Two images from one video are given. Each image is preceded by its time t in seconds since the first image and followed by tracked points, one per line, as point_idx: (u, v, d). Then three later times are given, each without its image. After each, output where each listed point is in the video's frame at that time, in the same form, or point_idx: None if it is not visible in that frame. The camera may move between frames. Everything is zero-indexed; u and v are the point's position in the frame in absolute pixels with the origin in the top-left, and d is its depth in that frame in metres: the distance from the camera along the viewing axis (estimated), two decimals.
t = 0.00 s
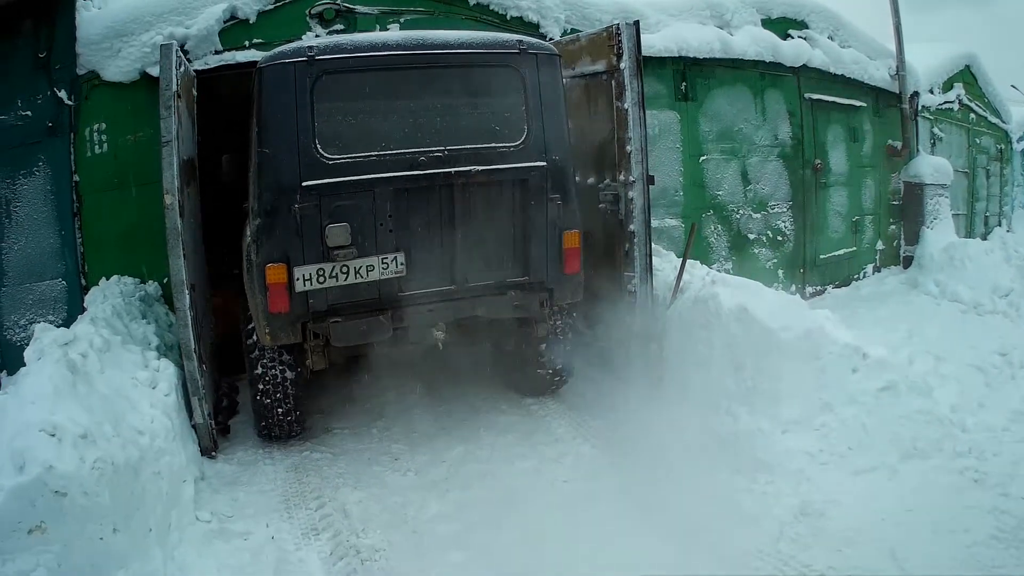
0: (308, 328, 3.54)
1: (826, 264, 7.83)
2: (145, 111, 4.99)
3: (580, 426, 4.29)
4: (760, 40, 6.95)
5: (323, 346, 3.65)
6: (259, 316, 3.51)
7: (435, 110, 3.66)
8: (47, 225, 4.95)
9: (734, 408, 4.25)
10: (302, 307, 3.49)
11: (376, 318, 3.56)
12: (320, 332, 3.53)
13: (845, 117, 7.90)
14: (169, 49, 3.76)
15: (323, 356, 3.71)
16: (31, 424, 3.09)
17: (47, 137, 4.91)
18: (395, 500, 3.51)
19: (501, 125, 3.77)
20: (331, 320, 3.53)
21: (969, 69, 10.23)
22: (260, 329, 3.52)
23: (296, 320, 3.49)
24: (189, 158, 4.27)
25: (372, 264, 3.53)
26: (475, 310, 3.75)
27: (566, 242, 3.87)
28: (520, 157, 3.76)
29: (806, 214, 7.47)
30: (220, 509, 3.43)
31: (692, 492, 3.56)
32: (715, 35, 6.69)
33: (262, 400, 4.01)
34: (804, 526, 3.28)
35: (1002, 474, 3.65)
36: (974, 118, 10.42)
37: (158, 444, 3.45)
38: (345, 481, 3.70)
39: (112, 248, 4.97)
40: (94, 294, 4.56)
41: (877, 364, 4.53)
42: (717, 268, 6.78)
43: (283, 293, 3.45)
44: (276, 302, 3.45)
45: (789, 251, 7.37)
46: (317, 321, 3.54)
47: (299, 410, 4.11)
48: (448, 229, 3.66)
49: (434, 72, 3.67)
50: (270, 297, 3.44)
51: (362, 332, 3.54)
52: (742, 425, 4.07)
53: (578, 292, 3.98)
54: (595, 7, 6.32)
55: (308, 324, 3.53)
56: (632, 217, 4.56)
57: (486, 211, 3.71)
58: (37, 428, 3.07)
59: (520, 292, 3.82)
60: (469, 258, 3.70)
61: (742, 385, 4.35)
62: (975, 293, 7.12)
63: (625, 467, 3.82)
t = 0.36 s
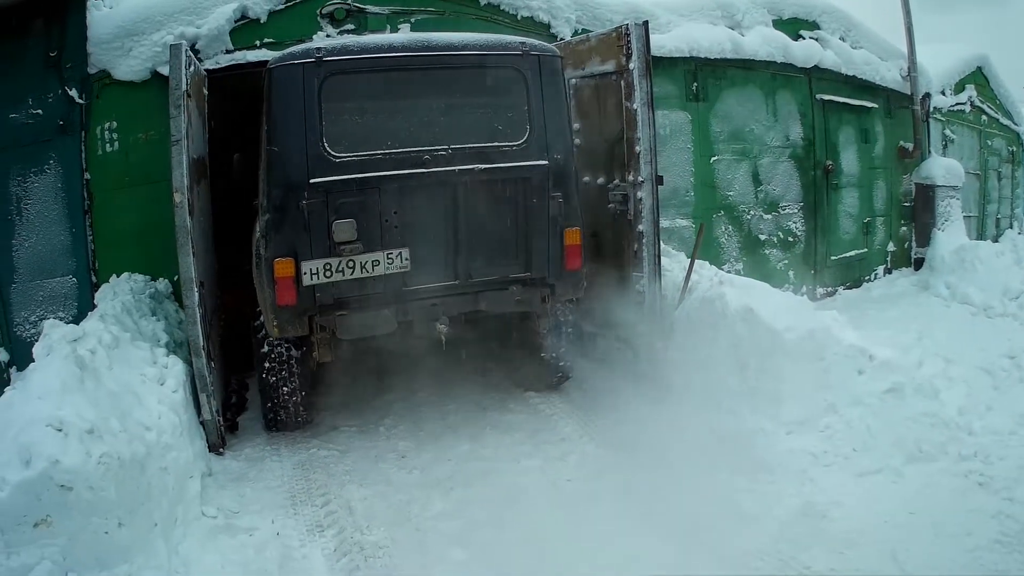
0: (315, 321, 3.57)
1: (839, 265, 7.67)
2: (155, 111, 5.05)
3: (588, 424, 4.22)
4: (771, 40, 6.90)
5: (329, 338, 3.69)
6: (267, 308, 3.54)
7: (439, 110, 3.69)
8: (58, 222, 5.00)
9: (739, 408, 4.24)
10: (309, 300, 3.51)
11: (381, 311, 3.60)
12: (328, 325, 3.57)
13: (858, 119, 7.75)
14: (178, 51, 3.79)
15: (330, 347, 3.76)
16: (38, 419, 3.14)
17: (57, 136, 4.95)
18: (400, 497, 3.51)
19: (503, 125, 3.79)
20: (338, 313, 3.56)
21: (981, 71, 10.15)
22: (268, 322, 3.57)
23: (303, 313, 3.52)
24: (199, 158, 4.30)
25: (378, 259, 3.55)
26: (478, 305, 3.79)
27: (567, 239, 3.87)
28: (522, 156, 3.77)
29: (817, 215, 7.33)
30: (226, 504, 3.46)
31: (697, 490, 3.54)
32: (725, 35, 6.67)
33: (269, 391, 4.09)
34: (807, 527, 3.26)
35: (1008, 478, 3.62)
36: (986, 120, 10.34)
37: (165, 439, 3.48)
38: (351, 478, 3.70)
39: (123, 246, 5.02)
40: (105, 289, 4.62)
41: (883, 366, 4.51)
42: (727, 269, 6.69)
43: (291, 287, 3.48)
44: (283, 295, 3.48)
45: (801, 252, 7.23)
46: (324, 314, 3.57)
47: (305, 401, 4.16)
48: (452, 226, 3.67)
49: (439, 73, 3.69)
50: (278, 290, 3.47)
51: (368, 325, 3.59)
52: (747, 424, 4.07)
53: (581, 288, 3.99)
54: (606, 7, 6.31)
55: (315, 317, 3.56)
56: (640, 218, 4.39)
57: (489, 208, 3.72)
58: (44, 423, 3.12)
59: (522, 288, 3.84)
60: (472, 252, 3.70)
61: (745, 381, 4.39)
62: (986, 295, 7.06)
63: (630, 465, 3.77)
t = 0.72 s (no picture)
0: (321, 315, 3.55)
1: (847, 265, 7.64)
2: (162, 109, 5.04)
3: (595, 424, 4.20)
4: (779, 41, 6.87)
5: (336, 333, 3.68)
6: (274, 303, 3.53)
7: (444, 109, 3.67)
8: (65, 220, 5.01)
9: (746, 410, 4.22)
10: (316, 295, 3.49)
11: (386, 306, 3.59)
12: (334, 319, 3.55)
13: (866, 120, 7.72)
14: (185, 49, 3.77)
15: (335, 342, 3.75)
16: (43, 418, 3.13)
17: (64, 133, 4.97)
18: (406, 496, 3.49)
19: (507, 123, 3.78)
20: (345, 308, 3.54)
21: (988, 72, 10.09)
22: (276, 317, 3.55)
23: (310, 307, 3.50)
24: (206, 156, 4.29)
25: (383, 255, 3.54)
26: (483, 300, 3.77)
27: (570, 236, 3.85)
28: (526, 154, 3.76)
29: (825, 215, 7.30)
30: (232, 503, 3.45)
31: (703, 491, 3.50)
32: (734, 35, 6.64)
33: (275, 389, 4.09)
34: (812, 528, 3.23)
35: (1014, 480, 3.59)
36: (994, 121, 10.29)
37: (171, 438, 3.48)
38: (358, 478, 3.68)
39: (129, 244, 5.00)
40: (111, 288, 4.62)
41: (890, 368, 4.48)
42: (735, 270, 6.67)
43: (298, 281, 3.46)
44: (291, 290, 3.46)
45: (809, 252, 7.20)
46: (331, 309, 3.55)
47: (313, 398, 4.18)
48: (456, 223, 3.67)
49: (444, 72, 3.67)
50: (284, 284, 3.46)
51: (373, 319, 3.58)
52: (754, 426, 4.05)
53: (585, 284, 3.96)
54: (614, 6, 6.28)
55: (321, 312, 3.54)
56: (648, 217, 4.33)
57: (493, 206, 3.72)
58: (49, 422, 3.11)
59: (525, 284, 3.82)
60: (476, 249, 3.70)
61: (752, 382, 4.37)
62: (993, 296, 7.02)
63: (638, 465, 3.76)
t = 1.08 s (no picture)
0: (331, 315, 3.54)
1: (854, 266, 7.62)
2: (170, 109, 5.03)
3: (605, 426, 4.19)
4: (787, 41, 6.84)
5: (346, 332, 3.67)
6: (284, 302, 3.52)
7: (453, 109, 3.66)
8: (72, 220, 5.01)
9: (756, 411, 4.21)
10: (326, 294, 3.49)
11: (396, 304, 3.57)
12: (344, 318, 3.54)
13: (873, 121, 7.70)
14: (193, 50, 3.76)
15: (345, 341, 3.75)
16: (50, 420, 3.13)
17: (70, 133, 4.97)
18: (417, 498, 3.49)
19: (516, 124, 3.76)
20: (355, 306, 3.53)
21: (994, 73, 10.06)
22: (285, 316, 3.54)
23: (320, 306, 3.49)
24: (215, 157, 4.28)
25: (393, 255, 3.53)
26: (492, 300, 3.73)
27: (577, 236, 3.83)
28: (535, 155, 3.74)
29: (833, 215, 7.28)
30: (242, 505, 3.44)
31: (713, 493, 3.49)
32: (743, 36, 6.62)
33: (286, 387, 4.13)
34: (822, 530, 3.21)
35: (1021, 481, 3.58)
36: (1000, 121, 10.25)
37: (180, 440, 3.47)
38: (368, 479, 3.68)
39: (136, 244, 4.99)
40: (119, 288, 4.61)
41: (899, 370, 4.45)
42: (743, 270, 6.65)
43: (308, 280, 3.45)
44: (301, 289, 3.45)
45: (817, 253, 7.18)
46: (340, 308, 3.54)
47: (323, 397, 4.22)
48: (465, 223, 3.66)
49: (454, 73, 3.66)
50: (295, 284, 3.45)
51: (384, 317, 3.54)
52: (764, 428, 4.04)
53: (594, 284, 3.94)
54: (623, 7, 6.27)
55: (331, 311, 3.53)
56: (658, 218, 4.30)
57: (502, 207, 3.71)
58: (57, 424, 3.10)
59: (533, 283, 3.80)
60: (485, 249, 3.69)
61: (762, 384, 4.36)
62: (1000, 297, 7.00)
63: (649, 467, 3.75)
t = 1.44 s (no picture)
0: (348, 312, 3.54)
1: (868, 267, 7.58)
2: (184, 107, 5.05)
3: (623, 427, 4.17)
4: (802, 42, 6.81)
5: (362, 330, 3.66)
6: (301, 299, 3.52)
7: (470, 108, 3.65)
8: (85, 218, 5.01)
9: (773, 412, 4.18)
10: (343, 292, 3.49)
11: (413, 302, 3.56)
12: (360, 315, 3.53)
13: (886, 122, 7.66)
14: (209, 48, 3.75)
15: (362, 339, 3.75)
16: (64, 419, 3.13)
17: (82, 131, 4.96)
18: (434, 498, 3.47)
19: (532, 123, 3.75)
20: (372, 304, 3.53)
21: (1006, 74, 10.00)
22: (302, 313, 3.54)
23: (336, 304, 3.49)
24: (230, 155, 4.28)
25: (410, 252, 3.53)
26: (509, 298, 3.72)
27: (593, 235, 3.81)
28: (551, 154, 3.73)
29: (847, 216, 7.25)
30: (258, 505, 3.44)
31: (731, 494, 3.47)
32: (757, 36, 6.59)
33: (302, 386, 4.12)
34: (839, 531, 3.17)
35: None
36: (1011, 123, 10.20)
37: (196, 439, 3.47)
38: (385, 479, 3.67)
39: (149, 242, 5.00)
40: (134, 285, 4.64)
41: (914, 371, 4.41)
42: (759, 270, 6.61)
43: (325, 278, 3.45)
44: (318, 286, 3.45)
45: (831, 253, 7.15)
46: (357, 305, 3.53)
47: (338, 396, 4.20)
48: (481, 221, 3.65)
49: (470, 72, 3.65)
50: (312, 282, 3.44)
51: (401, 315, 3.53)
52: (781, 429, 4.01)
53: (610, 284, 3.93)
54: (638, 7, 6.25)
55: (348, 308, 3.53)
56: (675, 218, 4.29)
57: (519, 206, 3.70)
58: (71, 423, 3.11)
59: (549, 281, 3.78)
60: (501, 247, 3.68)
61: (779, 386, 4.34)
62: (1013, 299, 6.95)
63: (666, 468, 3.73)
